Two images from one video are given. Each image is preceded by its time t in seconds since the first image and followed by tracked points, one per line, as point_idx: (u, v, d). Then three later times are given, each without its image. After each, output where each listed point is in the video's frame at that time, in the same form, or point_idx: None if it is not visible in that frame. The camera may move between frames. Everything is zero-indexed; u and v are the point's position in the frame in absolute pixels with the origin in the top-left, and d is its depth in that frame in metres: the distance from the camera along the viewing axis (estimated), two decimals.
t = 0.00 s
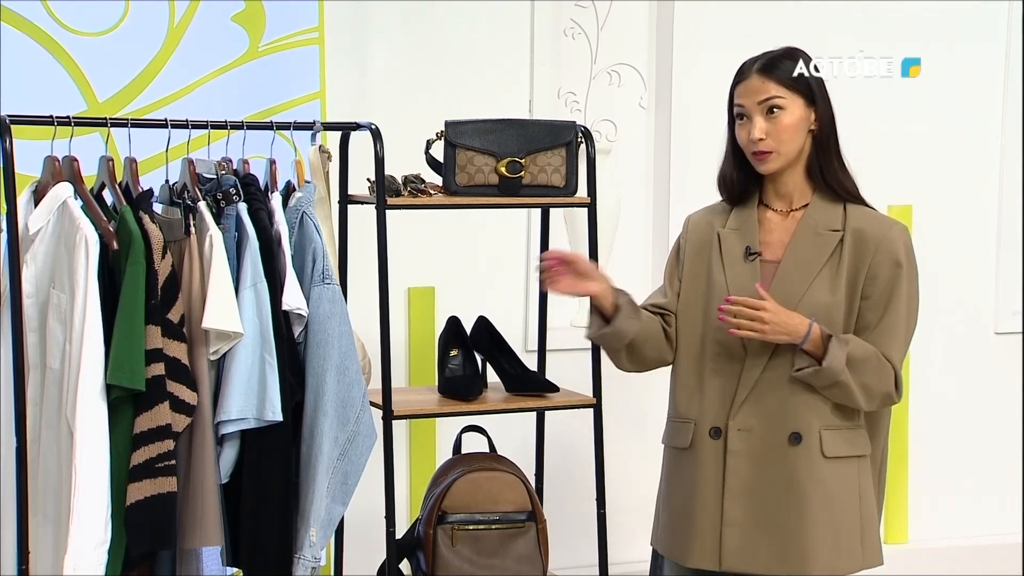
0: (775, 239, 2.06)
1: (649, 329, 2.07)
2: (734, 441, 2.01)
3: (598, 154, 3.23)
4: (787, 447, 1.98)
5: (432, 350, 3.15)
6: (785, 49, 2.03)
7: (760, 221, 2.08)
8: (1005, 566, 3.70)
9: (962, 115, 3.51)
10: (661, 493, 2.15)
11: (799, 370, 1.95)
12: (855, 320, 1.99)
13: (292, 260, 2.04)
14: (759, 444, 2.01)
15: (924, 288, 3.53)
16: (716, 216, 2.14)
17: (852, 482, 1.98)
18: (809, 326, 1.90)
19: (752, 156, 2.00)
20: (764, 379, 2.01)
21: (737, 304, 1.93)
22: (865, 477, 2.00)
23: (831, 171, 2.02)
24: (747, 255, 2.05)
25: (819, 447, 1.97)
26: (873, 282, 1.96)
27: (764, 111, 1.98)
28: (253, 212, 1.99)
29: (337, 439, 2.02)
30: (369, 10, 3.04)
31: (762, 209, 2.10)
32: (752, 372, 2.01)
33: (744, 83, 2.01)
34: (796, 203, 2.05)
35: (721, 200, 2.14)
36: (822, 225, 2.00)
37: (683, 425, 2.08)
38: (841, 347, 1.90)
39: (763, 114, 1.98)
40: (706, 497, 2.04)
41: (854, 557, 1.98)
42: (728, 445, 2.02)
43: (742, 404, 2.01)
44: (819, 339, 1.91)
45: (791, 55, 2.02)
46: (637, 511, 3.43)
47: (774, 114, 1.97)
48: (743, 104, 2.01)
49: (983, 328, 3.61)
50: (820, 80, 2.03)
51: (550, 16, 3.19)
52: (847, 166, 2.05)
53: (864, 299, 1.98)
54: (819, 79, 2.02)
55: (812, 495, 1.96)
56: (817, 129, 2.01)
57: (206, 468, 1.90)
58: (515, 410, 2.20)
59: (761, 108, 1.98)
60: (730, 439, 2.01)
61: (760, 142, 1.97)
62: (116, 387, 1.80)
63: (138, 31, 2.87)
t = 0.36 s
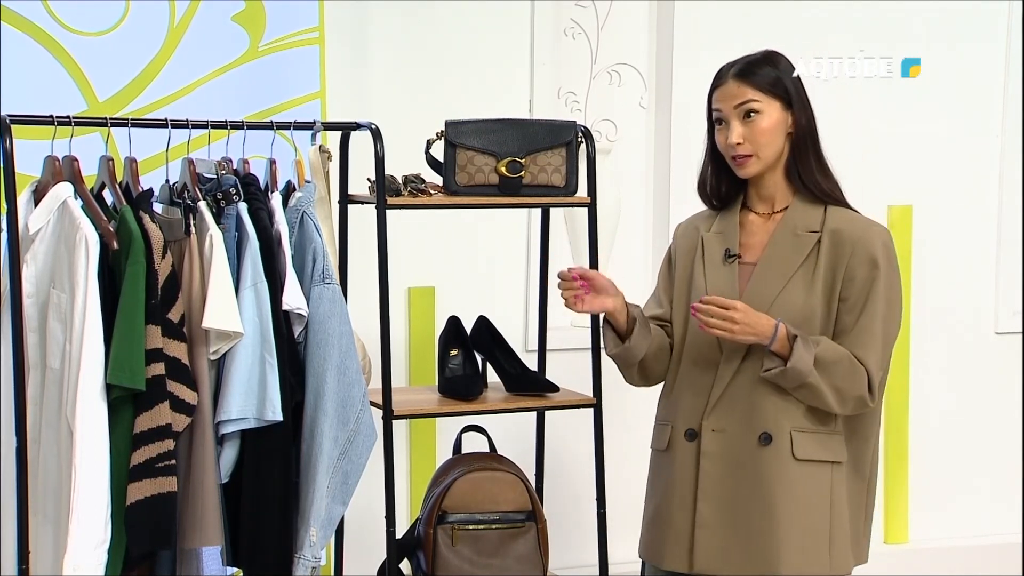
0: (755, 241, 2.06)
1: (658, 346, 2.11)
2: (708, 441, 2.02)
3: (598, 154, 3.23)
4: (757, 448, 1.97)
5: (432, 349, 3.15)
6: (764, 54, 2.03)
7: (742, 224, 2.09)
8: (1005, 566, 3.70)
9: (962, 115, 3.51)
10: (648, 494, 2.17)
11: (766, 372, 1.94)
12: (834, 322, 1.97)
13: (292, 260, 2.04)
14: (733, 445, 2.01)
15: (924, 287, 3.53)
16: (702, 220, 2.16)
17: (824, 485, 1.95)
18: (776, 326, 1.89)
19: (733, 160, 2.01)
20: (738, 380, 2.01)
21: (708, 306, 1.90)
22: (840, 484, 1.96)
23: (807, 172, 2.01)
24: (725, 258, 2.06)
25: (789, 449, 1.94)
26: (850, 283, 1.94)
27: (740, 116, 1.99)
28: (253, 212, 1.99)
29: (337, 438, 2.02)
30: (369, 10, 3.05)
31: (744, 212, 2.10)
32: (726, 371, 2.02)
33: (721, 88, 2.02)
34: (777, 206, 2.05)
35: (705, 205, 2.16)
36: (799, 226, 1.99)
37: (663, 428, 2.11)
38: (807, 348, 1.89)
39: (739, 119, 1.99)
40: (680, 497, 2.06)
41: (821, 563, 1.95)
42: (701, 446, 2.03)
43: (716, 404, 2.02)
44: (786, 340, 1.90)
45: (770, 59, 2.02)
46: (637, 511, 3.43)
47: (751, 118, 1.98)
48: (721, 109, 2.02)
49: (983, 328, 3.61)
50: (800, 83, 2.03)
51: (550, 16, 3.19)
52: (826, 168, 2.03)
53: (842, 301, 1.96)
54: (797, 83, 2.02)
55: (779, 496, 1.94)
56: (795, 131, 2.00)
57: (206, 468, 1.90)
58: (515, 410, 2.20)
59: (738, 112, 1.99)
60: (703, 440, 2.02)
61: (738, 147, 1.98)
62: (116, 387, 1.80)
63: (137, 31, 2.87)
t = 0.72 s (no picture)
0: (742, 241, 2.06)
1: (618, 326, 2.10)
2: (690, 441, 2.03)
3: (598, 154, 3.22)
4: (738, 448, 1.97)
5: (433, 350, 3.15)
6: (752, 54, 2.04)
7: (729, 225, 2.09)
8: (1005, 565, 3.70)
9: (962, 115, 3.51)
10: (636, 494, 2.15)
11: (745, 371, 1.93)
12: (820, 322, 1.97)
13: (292, 260, 2.04)
14: (714, 445, 2.01)
15: (923, 287, 3.53)
16: (689, 221, 2.15)
17: (808, 486, 1.95)
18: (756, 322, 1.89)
19: (715, 158, 2.01)
20: (723, 379, 2.01)
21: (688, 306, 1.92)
22: (825, 484, 1.96)
23: (793, 171, 2.01)
24: (713, 258, 2.06)
25: (769, 450, 1.95)
26: (836, 281, 1.94)
27: (722, 115, 1.99)
28: (253, 212, 1.99)
29: (337, 438, 2.02)
30: (370, 10, 3.05)
31: (731, 212, 2.10)
32: (708, 372, 2.02)
33: (705, 87, 2.03)
34: (763, 205, 2.05)
35: (692, 206, 2.16)
36: (786, 226, 2.00)
37: (648, 428, 2.10)
38: (784, 344, 1.89)
39: (721, 118, 1.99)
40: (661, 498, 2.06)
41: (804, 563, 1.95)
42: (684, 446, 2.03)
43: (699, 404, 2.03)
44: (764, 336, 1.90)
45: (757, 59, 2.02)
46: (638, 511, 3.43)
47: (732, 116, 1.98)
48: (704, 108, 2.02)
49: (983, 328, 3.61)
50: (786, 83, 2.02)
51: (550, 16, 3.18)
52: (812, 168, 2.03)
53: (828, 300, 1.96)
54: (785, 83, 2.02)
55: (762, 497, 1.94)
56: (779, 129, 2.00)
57: (206, 468, 1.90)
58: (515, 410, 2.20)
59: (720, 111, 1.99)
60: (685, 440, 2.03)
61: (720, 144, 1.98)
62: (116, 387, 1.80)
63: (137, 31, 2.87)
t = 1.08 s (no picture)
0: (734, 241, 2.06)
1: (588, 310, 2.07)
2: (688, 444, 2.02)
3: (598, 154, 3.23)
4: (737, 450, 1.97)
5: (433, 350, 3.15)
6: (752, 51, 2.04)
7: (721, 223, 2.09)
8: (1005, 565, 3.69)
9: (962, 115, 3.51)
10: (619, 489, 2.17)
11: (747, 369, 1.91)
12: (816, 320, 1.98)
13: (292, 260, 2.04)
14: (712, 447, 2.01)
15: (923, 287, 3.53)
16: (679, 219, 2.16)
17: (805, 486, 1.96)
18: (757, 318, 1.88)
19: (704, 151, 2.01)
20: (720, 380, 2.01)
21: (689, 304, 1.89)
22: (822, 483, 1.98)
23: (786, 173, 2.02)
24: (707, 259, 2.05)
25: (770, 452, 1.95)
26: (832, 281, 1.95)
27: (716, 109, 2.00)
28: (253, 212, 1.99)
29: (337, 439, 2.01)
30: (369, 11, 3.05)
31: (723, 212, 2.10)
32: (706, 373, 2.01)
33: (702, 79, 2.03)
34: (754, 204, 2.06)
35: (683, 203, 2.16)
36: (778, 226, 2.00)
37: (636, 428, 2.09)
38: (789, 342, 1.88)
39: (715, 111, 1.99)
40: (660, 503, 2.05)
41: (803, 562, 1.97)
42: (681, 449, 2.03)
43: (697, 406, 2.02)
44: (766, 332, 1.88)
45: (757, 57, 2.02)
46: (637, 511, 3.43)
47: (727, 110, 1.98)
48: (699, 100, 2.03)
49: (983, 328, 3.60)
50: (783, 83, 2.03)
51: (550, 16, 3.18)
52: (804, 171, 2.04)
53: (824, 299, 1.96)
54: (781, 81, 2.02)
55: (762, 498, 1.94)
56: (772, 129, 2.00)
57: (206, 468, 1.90)
58: (515, 410, 2.20)
59: (715, 105, 2.00)
60: (683, 443, 2.02)
61: (711, 137, 1.99)
62: (116, 386, 1.80)
63: (137, 31, 2.87)
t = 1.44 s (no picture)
0: (740, 242, 2.06)
1: (587, 322, 2.05)
2: (686, 444, 2.02)
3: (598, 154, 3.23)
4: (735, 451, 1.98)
5: (433, 349, 3.15)
6: (764, 51, 2.02)
7: (728, 224, 2.08)
8: (1004, 565, 3.69)
9: (962, 115, 3.51)
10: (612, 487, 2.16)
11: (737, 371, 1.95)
12: (814, 327, 1.99)
13: (292, 260, 2.04)
14: (709, 446, 2.02)
15: (923, 287, 3.53)
16: (684, 215, 2.14)
17: (800, 487, 1.98)
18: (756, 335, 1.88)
19: (720, 158, 2.00)
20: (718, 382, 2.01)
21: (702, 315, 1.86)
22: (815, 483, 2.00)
23: (798, 179, 2.02)
24: (712, 258, 2.04)
25: (768, 453, 1.96)
26: (835, 288, 1.96)
27: (734, 115, 1.98)
28: (253, 212, 1.99)
29: (337, 438, 2.01)
30: (369, 11, 3.05)
31: (730, 212, 2.10)
32: (704, 377, 2.01)
33: (718, 82, 2.00)
34: (763, 207, 2.05)
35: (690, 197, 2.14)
36: (786, 231, 2.00)
37: (633, 425, 2.09)
38: (783, 353, 1.90)
39: (733, 118, 1.98)
40: (656, 502, 2.05)
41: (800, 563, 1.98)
42: (678, 448, 2.03)
43: (695, 407, 2.02)
44: (760, 346, 1.89)
45: (770, 57, 2.01)
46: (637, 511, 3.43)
47: (745, 118, 1.97)
48: (715, 104, 2.00)
49: (983, 328, 3.60)
50: (797, 85, 2.02)
51: (550, 16, 3.18)
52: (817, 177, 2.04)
53: (824, 306, 1.97)
54: (796, 84, 2.01)
55: (760, 498, 1.96)
56: (788, 135, 2.00)
57: (206, 468, 1.90)
58: (515, 410, 2.20)
59: (734, 111, 1.98)
60: (680, 442, 2.02)
61: (728, 144, 1.97)
62: (116, 386, 1.80)
63: (136, 32, 2.87)
